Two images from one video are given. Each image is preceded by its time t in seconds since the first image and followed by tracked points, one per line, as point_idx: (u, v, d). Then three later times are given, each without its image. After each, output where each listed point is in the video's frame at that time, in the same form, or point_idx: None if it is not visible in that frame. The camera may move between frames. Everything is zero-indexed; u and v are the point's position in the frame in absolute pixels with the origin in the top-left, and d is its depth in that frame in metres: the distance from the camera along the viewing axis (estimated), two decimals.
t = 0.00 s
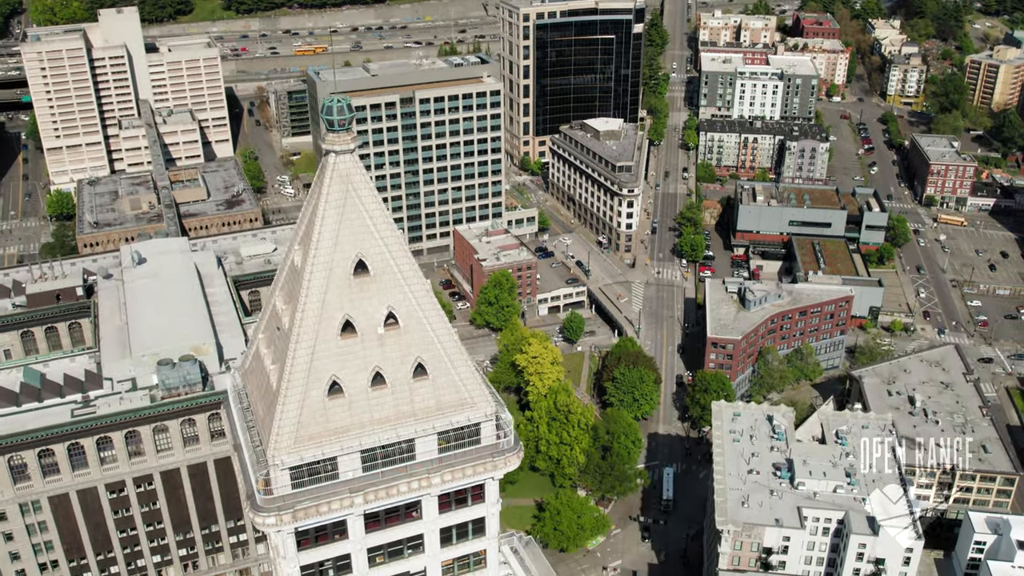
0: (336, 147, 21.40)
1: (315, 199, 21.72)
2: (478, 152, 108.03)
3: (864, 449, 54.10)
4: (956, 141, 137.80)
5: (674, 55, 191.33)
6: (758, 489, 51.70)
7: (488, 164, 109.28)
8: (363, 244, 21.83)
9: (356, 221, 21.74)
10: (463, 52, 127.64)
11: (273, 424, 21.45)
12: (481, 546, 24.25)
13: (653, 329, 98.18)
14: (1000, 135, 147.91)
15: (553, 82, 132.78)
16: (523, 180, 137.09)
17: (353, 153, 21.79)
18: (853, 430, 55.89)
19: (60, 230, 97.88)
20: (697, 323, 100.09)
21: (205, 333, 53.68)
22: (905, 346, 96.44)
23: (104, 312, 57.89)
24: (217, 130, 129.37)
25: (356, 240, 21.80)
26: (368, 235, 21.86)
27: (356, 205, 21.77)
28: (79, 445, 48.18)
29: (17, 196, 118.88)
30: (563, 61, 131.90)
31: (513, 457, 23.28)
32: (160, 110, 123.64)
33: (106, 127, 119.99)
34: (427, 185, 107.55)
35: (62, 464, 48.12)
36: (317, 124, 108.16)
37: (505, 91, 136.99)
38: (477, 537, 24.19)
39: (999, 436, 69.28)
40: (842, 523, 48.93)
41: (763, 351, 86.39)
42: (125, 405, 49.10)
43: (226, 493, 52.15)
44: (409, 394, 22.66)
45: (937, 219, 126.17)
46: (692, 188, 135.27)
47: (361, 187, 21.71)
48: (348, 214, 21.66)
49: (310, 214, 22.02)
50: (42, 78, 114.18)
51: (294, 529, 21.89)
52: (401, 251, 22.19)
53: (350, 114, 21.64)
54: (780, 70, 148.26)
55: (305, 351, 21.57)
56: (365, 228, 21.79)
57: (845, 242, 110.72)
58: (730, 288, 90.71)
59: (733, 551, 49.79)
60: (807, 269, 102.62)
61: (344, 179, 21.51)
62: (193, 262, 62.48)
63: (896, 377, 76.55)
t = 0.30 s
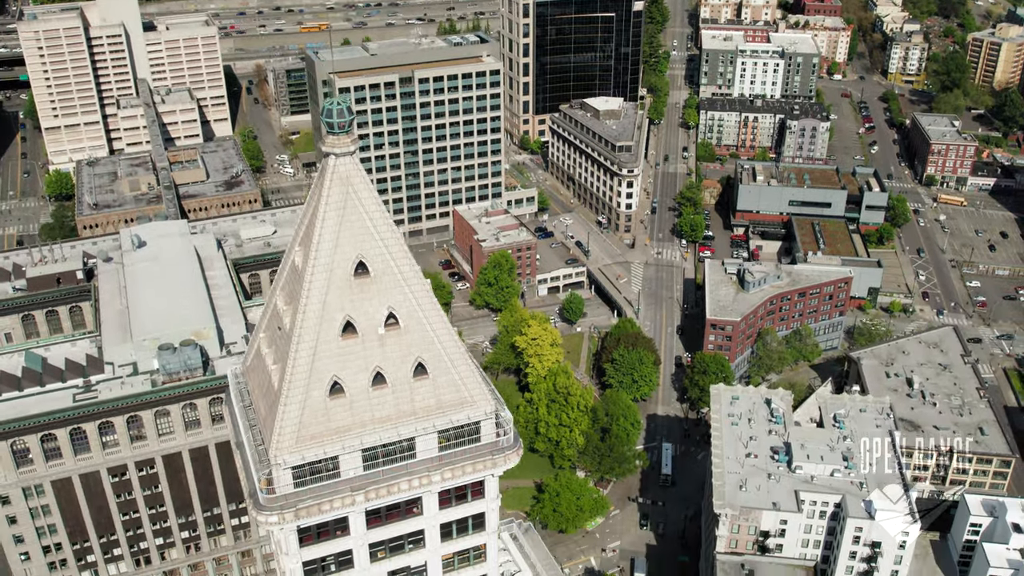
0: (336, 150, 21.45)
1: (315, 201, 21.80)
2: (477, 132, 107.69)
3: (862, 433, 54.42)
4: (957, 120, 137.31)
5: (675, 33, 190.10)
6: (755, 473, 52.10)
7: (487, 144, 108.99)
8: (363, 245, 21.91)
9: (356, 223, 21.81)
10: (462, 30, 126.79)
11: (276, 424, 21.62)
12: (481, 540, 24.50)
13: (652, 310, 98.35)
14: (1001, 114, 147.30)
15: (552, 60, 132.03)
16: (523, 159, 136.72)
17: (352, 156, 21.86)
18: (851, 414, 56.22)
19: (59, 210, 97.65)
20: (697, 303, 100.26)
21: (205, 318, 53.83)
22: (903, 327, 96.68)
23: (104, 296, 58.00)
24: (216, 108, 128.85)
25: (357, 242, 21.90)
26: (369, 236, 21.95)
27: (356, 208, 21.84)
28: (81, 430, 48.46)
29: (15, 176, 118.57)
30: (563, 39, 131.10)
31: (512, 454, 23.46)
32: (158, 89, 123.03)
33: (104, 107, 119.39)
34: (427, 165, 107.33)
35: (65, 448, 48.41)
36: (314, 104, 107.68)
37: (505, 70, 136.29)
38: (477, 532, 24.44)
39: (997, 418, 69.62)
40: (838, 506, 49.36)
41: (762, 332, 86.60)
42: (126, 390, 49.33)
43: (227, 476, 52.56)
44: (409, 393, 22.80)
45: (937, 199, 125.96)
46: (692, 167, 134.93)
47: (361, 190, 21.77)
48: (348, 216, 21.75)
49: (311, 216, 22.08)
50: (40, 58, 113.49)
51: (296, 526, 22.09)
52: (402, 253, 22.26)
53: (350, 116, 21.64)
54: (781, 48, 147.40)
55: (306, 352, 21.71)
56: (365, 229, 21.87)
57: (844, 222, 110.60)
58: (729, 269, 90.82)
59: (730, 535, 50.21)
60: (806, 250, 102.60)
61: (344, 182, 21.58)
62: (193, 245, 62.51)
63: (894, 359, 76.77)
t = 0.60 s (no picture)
0: (336, 152, 21.60)
1: (316, 203, 21.95)
2: (476, 112, 107.28)
3: (859, 416, 54.74)
4: (958, 99, 136.73)
5: (676, 10, 188.76)
6: (753, 456, 52.48)
7: (486, 124, 108.60)
8: (364, 246, 22.05)
9: (356, 224, 21.96)
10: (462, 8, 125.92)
11: (278, 422, 21.78)
12: (481, 534, 24.80)
13: (651, 291, 98.48)
14: (1002, 93, 146.63)
15: (552, 38, 131.19)
16: (522, 138, 136.28)
17: (352, 158, 22.02)
18: (849, 397, 56.49)
19: (58, 191, 97.37)
20: (696, 284, 100.37)
21: (206, 302, 53.96)
22: (902, 308, 96.86)
23: (104, 280, 58.09)
24: (214, 87, 128.38)
25: (357, 243, 22.04)
26: (369, 238, 22.09)
27: (357, 209, 22.00)
28: (83, 414, 48.73)
29: (14, 156, 118.17)
30: (563, 17, 130.24)
31: (512, 452, 23.65)
32: (156, 67, 122.36)
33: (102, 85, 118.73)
34: (426, 145, 107.03)
35: (67, 432, 48.71)
36: (313, 83, 107.20)
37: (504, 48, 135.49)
38: (477, 526, 24.73)
39: (994, 400, 70.00)
40: (836, 490, 49.75)
41: (761, 314, 86.78)
42: (127, 374, 49.55)
43: (228, 459, 52.98)
44: (410, 392, 22.96)
45: (937, 179, 125.68)
46: (693, 146, 134.50)
47: (361, 190, 21.94)
48: (348, 217, 21.92)
49: (311, 217, 22.22)
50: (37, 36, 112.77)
51: (298, 523, 22.30)
52: (402, 253, 22.39)
53: (350, 118, 21.75)
54: (782, 26, 146.42)
55: (308, 352, 21.87)
56: (365, 230, 22.01)
57: (844, 202, 110.40)
58: (729, 250, 90.86)
59: (728, 518, 50.81)
60: (806, 230, 102.49)
61: (344, 184, 21.75)
62: (193, 228, 62.49)
63: (893, 341, 76.98)
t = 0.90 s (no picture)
0: (337, 154, 21.61)
1: (317, 205, 21.98)
2: (476, 91, 106.78)
3: (857, 400, 55.09)
4: (959, 77, 136.08)
5: None
6: (751, 440, 52.87)
7: (486, 104, 108.13)
8: (365, 247, 22.11)
9: (357, 226, 22.03)
10: None
11: (280, 422, 22.00)
12: (482, 527, 25.09)
13: (651, 272, 98.60)
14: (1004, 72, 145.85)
15: (552, 17, 130.16)
16: (522, 117, 135.76)
17: (353, 159, 22.04)
18: (847, 380, 56.84)
19: (56, 172, 96.94)
20: (695, 264, 100.45)
21: (207, 287, 54.10)
22: (901, 289, 97.02)
23: (104, 263, 58.17)
24: (212, 66, 128.03)
25: (358, 244, 22.09)
26: (370, 238, 22.15)
27: (357, 210, 22.04)
28: (85, 399, 49.02)
29: (12, 136, 117.61)
30: None
31: (511, 448, 23.89)
32: (154, 46, 121.70)
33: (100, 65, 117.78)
34: (426, 124, 106.58)
35: (69, 417, 49.02)
36: (311, 63, 106.62)
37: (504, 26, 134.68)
38: (477, 519, 25.01)
39: (992, 382, 70.37)
40: (833, 473, 50.09)
41: (761, 296, 86.94)
42: (129, 359, 49.77)
43: (229, 443, 53.42)
44: (411, 390, 23.15)
45: (938, 158, 125.47)
46: (693, 125, 133.97)
47: (362, 193, 21.98)
48: (349, 219, 21.97)
49: (312, 218, 22.29)
50: (34, 15, 111.95)
51: (301, 519, 22.59)
52: (401, 254, 22.48)
53: (350, 120, 21.75)
54: (783, 3, 145.32)
55: (310, 353, 22.02)
56: (366, 232, 22.07)
57: (844, 181, 110.18)
58: (729, 232, 90.86)
59: (726, 501, 51.36)
60: (806, 210, 102.32)
61: (345, 186, 21.78)
62: (192, 210, 62.42)
63: (891, 323, 77.17)
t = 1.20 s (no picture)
0: (337, 156, 21.71)
1: (318, 206, 22.09)
2: (476, 70, 106.28)
3: (855, 383, 55.39)
4: (961, 56, 135.34)
5: None
6: (749, 424, 53.25)
7: (485, 83, 107.68)
8: (365, 248, 22.26)
9: (358, 227, 22.16)
10: None
11: (282, 421, 22.20)
12: (482, 520, 25.43)
13: (650, 253, 98.65)
14: (1006, 50, 144.99)
15: None
16: (522, 96, 135.20)
17: (354, 160, 22.14)
18: (845, 364, 57.07)
19: (54, 152, 96.52)
20: (695, 245, 100.44)
21: (207, 271, 54.19)
22: (900, 269, 97.15)
23: (105, 247, 58.23)
24: (211, 45, 127.30)
25: (359, 245, 22.24)
26: (370, 239, 22.28)
27: (358, 212, 22.16)
28: (87, 383, 49.27)
29: (10, 115, 117.02)
30: None
31: (511, 444, 24.12)
32: (152, 25, 120.84)
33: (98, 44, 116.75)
34: (425, 104, 106.17)
35: (72, 401, 49.29)
36: (310, 42, 106.00)
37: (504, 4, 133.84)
38: (477, 513, 25.31)
39: (989, 364, 70.68)
40: (830, 458, 50.56)
41: (760, 277, 87.06)
42: (130, 343, 49.98)
43: (231, 426, 53.83)
44: (411, 388, 23.35)
45: (938, 137, 125.19)
46: (693, 104, 133.42)
47: (362, 194, 22.09)
48: (350, 220, 22.08)
49: (313, 218, 22.37)
50: None
51: (303, 516, 22.84)
52: (402, 254, 22.62)
53: (350, 122, 21.84)
54: None
55: (312, 352, 22.19)
56: (366, 233, 22.19)
57: (845, 161, 109.90)
58: (729, 213, 90.83)
59: (723, 484, 51.82)
60: (806, 190, 102.18)
61: (345, 188, 21.88)
62: (192, 193, 62.38)
63: (890, 304, 77.28)
